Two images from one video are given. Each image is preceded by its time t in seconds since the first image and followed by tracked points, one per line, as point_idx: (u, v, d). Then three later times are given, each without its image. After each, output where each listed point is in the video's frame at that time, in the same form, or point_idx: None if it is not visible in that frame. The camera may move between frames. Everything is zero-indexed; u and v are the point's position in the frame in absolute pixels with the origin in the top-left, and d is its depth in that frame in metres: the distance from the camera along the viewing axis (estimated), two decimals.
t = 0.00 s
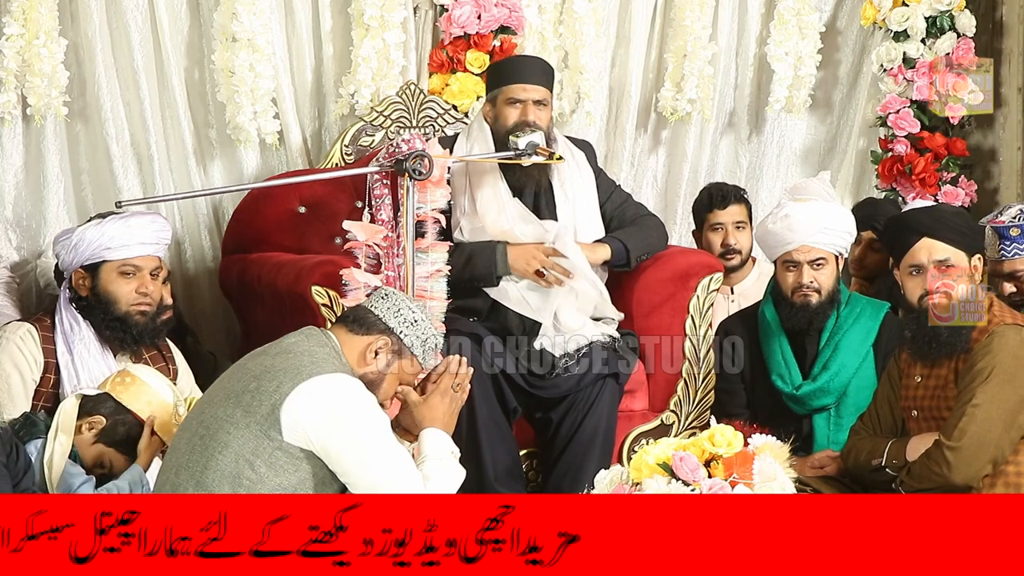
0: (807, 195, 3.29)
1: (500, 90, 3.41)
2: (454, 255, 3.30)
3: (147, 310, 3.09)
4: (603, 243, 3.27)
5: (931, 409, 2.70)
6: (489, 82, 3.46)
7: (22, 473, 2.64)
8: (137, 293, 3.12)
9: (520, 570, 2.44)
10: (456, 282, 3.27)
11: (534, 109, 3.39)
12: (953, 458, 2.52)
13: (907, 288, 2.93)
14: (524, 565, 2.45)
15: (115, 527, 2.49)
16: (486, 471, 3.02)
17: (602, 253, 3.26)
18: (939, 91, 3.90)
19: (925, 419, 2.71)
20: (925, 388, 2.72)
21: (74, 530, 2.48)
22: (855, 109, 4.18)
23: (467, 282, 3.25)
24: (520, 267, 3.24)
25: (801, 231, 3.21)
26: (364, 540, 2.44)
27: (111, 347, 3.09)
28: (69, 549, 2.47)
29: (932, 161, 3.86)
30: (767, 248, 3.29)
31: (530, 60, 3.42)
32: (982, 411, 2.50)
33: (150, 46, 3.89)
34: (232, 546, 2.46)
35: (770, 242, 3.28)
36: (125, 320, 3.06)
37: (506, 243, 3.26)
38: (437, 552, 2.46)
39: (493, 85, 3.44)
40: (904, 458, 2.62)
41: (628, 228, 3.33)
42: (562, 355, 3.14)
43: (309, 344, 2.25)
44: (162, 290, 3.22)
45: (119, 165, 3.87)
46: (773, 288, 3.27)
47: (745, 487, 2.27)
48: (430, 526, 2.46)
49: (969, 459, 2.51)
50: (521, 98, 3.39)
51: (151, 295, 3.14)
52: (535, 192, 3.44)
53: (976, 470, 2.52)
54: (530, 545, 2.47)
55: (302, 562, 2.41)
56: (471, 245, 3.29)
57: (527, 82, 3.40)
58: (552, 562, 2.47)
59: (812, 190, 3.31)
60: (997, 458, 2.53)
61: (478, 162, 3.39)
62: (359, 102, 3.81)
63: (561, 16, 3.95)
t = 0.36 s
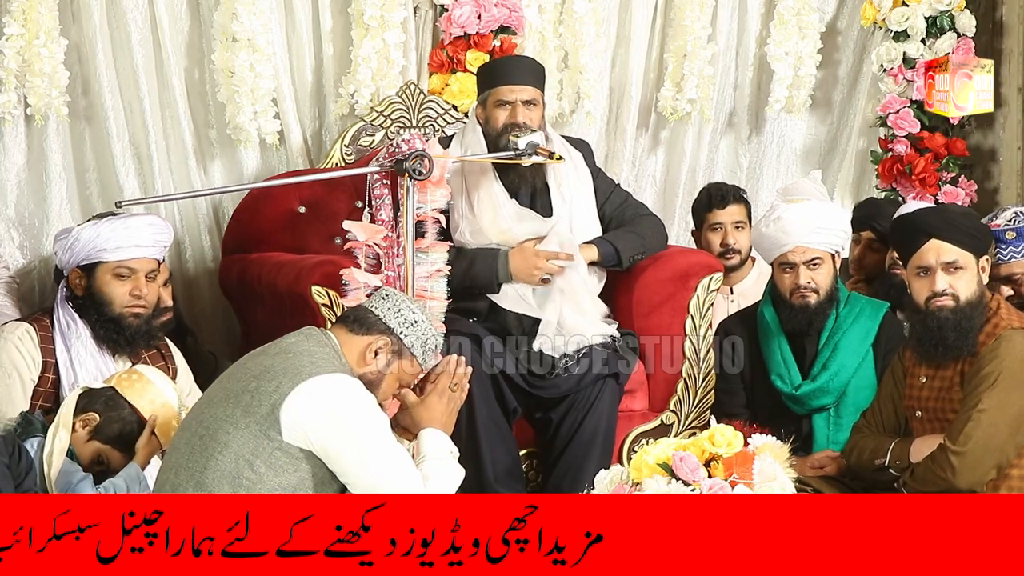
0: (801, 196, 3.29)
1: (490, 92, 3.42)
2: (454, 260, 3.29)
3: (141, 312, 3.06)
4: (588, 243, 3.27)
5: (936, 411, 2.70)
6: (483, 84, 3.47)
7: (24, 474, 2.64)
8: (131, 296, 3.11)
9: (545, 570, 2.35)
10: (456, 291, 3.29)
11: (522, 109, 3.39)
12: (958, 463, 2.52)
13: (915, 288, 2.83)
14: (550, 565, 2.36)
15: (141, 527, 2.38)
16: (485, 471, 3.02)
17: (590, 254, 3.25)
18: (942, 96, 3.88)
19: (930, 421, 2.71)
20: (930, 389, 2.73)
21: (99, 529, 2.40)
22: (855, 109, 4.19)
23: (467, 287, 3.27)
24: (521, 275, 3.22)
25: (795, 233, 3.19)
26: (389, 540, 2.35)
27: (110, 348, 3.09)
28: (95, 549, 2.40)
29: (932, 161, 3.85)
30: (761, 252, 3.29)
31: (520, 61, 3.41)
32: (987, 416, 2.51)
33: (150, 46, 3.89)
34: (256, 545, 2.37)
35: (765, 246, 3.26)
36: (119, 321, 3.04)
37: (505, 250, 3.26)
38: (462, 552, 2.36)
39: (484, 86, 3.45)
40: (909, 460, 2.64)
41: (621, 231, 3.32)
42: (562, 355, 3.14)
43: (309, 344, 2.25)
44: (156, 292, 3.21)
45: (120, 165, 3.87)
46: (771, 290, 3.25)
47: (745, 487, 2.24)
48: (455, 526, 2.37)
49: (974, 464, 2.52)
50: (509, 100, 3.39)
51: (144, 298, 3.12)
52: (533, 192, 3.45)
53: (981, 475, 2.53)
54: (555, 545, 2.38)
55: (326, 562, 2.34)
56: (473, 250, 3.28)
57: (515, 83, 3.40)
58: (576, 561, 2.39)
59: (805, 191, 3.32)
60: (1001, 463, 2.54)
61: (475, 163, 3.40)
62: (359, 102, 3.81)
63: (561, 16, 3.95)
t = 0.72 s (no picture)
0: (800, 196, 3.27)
1: (493, 93, 3.42)
2: (454, 263, 3.28)
3: (142, 312, 3.07)
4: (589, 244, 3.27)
5: (943, 416, 2.70)
6: (484, 83, 3.46)
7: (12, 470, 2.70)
8: (132, 296, 3.12)
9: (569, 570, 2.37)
10: (456, 291, 3.27)
11: (526, 109, 3.39)
12: (967, 475, 2.52)
13: (924, 290, 2.82)
14: (574, 565, 2.37)
15: (166, 527, 2.36)
16: (486, 472, 3.02)
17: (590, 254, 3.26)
18: (948, 96, 3.88)
19: (937, 425, 2.71)
20: (938, 393, 2.72)
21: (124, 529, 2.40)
22: (855, 109, 4.19)
23: (468, 289, 3.25)
24: (521, 279, 3.23)
25: (794, 234, 3.17)
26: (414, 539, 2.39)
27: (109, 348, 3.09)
28: (119, 548, 2.40)
29: (932, 161, 3.85)
30: (760, 253, 3.27)
31: (522, 60, 3.41)
32: (998, 429, 2.51)
33: (150, 46, 3.89)
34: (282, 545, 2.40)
35: (763, 246, 3.25)
36: (119, 321, 3.05)
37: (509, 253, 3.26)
38: (487, 551, 2.39)
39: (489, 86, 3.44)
40: (915, 465, 2.62)
41: (622, 230, 3.33)
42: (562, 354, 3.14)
43: (309, 343, 2.25)
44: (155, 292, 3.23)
45: (120, 164, 3.87)
46: (770, 290, 3.25)
47: (744, 487, 2.23)
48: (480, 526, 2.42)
49: (983, 476, 2.52)
50: (513, 99, 3.38)
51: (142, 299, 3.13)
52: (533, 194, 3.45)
53: (989, 488, 2.53)
54: (580, 544, 2.39)
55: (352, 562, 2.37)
56: (474, 253, 3.27)
57: (519, 82, 3.39)
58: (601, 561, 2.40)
59: (803, 191, 3.29)
60: (1010, 474, 2.54)
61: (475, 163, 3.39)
62: (359, 102, 3.81)
63: (562, 16, 3.95)
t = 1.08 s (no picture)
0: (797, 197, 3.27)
1: (493, 93, 3.42)
2: (454, 263, 3.29)
3: (146, 314, 3.07)
4: (595, 243, 3.28)
5: (948, 420, 2.72)
6: (484, 82, 3.46)
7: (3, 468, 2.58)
8: (136, 297, 3.12)
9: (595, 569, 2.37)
10: (456, 291, 3.27)
11: (526, 109, 3.39)
12: (975, 483, 2.53)
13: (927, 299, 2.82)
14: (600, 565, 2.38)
15: (190, 527, 2.36)
16: (486, 472, 3.02)
17: (596, 254, 3.27)
18: (956, 98, 3.88)
19: (942, 428, 2.72)
20: (944, 397, 2.72)
21: (148, 529, 2.38)
22: (855, 109, 4.19)
23: (469, 290, 3.26)
24: (522, 280, 3.24)
25: (792, 234, 3.17)
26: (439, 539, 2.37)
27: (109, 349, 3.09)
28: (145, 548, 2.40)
29: (932, 161, 3.85)
30: (758, 253, 3.26)
31: (523, 60, 3.41)
32: (1006, 437, 2.52)
33: (150, 46, 3.89)
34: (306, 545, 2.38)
35: (762, 247, 3.24)
36: (123, 324, 3.05)
37: (509, 254, 3.27)
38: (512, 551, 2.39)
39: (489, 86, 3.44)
40: (920, 468, 2.63)
41: (623, 230, 3.33)
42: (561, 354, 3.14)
43: (310, 343, 2.25)
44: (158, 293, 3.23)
45: (120, 164, 3.87)
46: (770, 291, 3.25)
47: (745, 487, 2.22)
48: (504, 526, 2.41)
49: (991, 484, 2.53)
50: (513, 100, 3.38)
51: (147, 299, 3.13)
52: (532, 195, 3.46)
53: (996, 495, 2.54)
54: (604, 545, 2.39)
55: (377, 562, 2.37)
56: (474, 253, 3.28)
57: (518, 82, 3.39)
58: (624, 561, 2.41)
59: (800, 192, 3.28)
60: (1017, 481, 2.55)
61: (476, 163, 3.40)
62: (359, 102, 3.81)
63: (562, 16, 3.95)
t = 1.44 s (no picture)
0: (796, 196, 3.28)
1: (493, 93, 3.42)
2: (455, 263, 3.28)
3: (147, 315, 3.09)
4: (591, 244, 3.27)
5: (948, 419, 2.72)
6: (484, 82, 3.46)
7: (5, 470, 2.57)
8: (138, 299, 3.12)
9: (620, 570, 2.37)
10: (456, 291, 3.27)
11: (525, 109, 3.39)
12: (975, 481, 2.53)
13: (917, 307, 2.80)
14: (625, 565, 2.38)
15: (215, 527, 2.35)
16: (486, 472, 3.01)
17: (591, 255, 3.25)
18: (961, 99, 3.90)
19: (943, 427, 2.73)
20: (943, 397, 2.73)
21: (173, 530, 2.35)
22: (855, 110, 4.19)
23: (469, 290, 3.26)
24: (524, 276, 3.23)
25: (792, 234, 3.17)
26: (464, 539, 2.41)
27: (108, 349, 3.09)
28: (170, 549, 2.39)
29: (932, 161, 3.86)
30: (758, 253, 3.26)
31: (523, 60, 3.41)
32: (1007, 436, 2.51)
33: (149, 46, 3.89)
34: (332, 545, 2.41)
35: (761, 247, 3.24)
36: (126, 325, 3.07)
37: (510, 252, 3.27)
38: (537, 551, 2.40)
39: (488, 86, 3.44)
40: (920, 467, 2.63)
41: (622, 231, 3.32)
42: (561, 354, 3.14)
43: (309, 344, 2.25)
44: (162, 294, 3.23)
45: (120, 164, 3.87)
46: (769, 291, 3.25)
47: (744, 487, 2.23)
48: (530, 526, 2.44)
49: (991, 483, 2.53)
50: (512, 99, 3.38)
51: (148, 301, 3.13)
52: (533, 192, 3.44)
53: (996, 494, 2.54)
54: (630, 545, 2.40)
55: (403, 562, 2.38)
56: (474, 252, 3.28)
57: (518, 83, 3.39)
58: (651, 561, 2.40)
59: (800, 191, 3.29)
60: (1018, 481, 2.54)
61: (476, 163, 3.39)
62: (359, 102, 3.81)
63: (562, 16, 3.95)
